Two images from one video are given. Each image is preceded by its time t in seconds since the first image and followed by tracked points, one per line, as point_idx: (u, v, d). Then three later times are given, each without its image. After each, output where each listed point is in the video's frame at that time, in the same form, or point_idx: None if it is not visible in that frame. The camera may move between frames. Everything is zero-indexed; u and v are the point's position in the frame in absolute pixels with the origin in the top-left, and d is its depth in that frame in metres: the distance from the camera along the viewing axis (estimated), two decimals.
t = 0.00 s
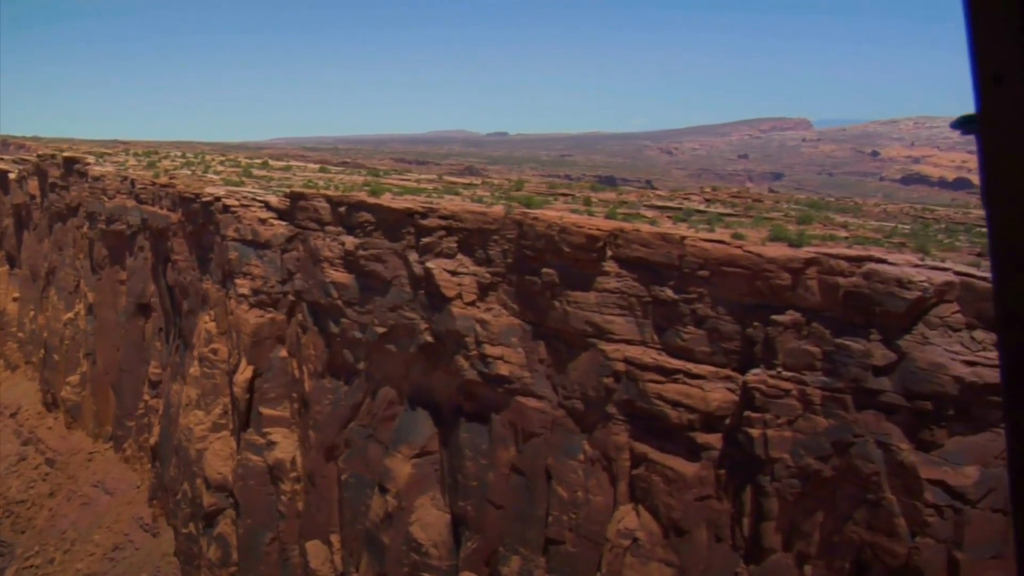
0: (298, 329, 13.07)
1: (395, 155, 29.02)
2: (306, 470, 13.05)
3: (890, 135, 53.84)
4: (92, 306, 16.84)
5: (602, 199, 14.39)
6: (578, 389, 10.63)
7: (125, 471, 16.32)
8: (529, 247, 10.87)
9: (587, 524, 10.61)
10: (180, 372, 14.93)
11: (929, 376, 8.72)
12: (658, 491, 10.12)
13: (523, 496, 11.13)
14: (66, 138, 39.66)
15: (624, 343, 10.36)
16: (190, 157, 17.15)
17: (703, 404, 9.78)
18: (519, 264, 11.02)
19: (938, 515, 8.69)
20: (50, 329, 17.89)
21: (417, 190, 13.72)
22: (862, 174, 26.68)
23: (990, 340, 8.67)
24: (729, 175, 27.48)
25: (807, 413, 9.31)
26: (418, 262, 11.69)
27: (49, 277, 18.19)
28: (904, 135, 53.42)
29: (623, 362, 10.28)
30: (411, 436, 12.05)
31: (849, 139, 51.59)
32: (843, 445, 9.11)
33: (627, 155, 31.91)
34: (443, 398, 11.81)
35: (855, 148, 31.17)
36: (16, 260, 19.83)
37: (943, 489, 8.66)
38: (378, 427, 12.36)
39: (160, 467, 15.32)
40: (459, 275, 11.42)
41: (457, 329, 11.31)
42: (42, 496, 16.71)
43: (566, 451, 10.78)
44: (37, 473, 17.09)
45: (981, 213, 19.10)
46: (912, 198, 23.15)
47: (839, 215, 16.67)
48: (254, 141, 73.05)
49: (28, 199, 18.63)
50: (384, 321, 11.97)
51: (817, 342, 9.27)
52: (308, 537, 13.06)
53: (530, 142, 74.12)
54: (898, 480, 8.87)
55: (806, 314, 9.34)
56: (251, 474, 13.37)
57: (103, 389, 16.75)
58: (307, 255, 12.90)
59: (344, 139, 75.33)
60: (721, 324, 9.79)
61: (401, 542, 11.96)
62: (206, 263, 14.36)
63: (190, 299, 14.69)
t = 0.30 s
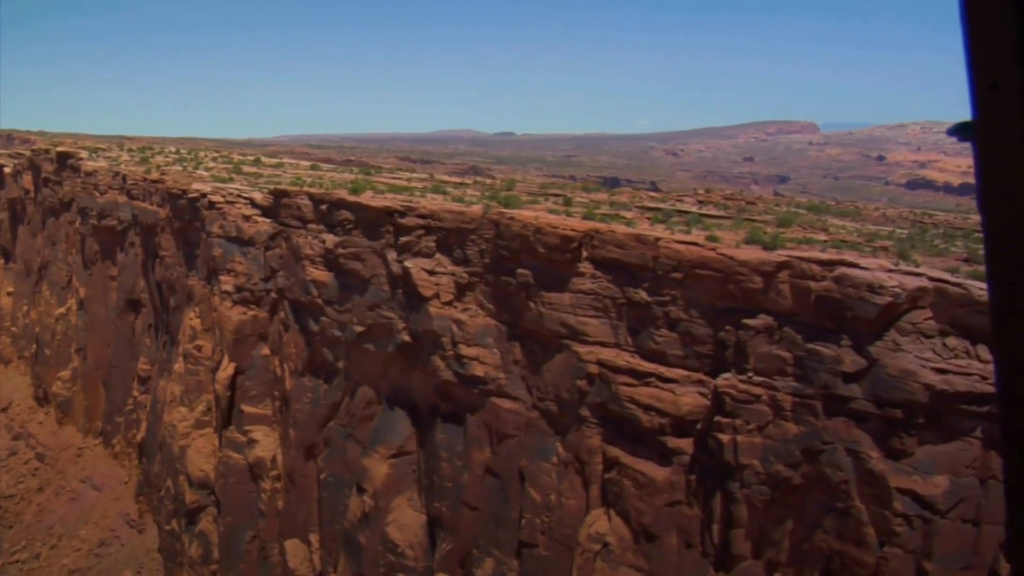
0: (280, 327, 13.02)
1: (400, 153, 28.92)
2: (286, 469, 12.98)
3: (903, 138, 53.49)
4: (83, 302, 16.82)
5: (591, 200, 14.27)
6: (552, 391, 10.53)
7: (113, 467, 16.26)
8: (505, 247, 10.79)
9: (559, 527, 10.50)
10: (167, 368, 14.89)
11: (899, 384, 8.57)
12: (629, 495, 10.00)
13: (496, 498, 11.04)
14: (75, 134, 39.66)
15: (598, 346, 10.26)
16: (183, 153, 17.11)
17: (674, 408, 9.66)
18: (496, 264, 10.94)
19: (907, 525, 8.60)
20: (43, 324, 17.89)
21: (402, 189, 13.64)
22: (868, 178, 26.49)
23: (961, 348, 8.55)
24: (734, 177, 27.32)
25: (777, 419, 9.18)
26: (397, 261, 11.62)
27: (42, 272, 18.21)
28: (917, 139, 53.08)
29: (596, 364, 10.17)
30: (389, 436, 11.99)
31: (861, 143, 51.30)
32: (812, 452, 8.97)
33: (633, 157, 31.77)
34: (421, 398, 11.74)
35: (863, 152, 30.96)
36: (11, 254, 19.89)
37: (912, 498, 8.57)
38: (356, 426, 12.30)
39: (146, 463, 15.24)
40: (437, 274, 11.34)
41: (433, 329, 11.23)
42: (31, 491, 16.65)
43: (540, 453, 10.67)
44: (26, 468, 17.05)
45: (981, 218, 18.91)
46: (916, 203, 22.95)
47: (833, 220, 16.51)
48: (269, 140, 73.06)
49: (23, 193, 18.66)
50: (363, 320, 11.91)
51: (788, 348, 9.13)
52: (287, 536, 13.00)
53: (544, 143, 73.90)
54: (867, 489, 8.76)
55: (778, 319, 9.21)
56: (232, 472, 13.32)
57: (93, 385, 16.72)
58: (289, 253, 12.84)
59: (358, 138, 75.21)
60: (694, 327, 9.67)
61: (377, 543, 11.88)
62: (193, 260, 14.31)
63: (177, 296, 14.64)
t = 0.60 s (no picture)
0: (267, 323, 12.98)
1: (405, 149, 28.86)
2: (273, 465, 12.94)
3: (916, 135, 53.15)
4: (79, 297, 16.84)
5: (582, 197, 14.18)
6: (532, 389, 10.46)
7: (108, 462, 16.18)
8: (486, 243, 10.71)
9: (539, 526, 10.41)
10: (158, 364, 14.89)
11: (875, 383, 8.45)
12: (607, 494, 9.91)
13: (478, 496, 10.97)
14: (86, 129, 39.81)
15: (577, 343, 10.16)
16: (178, 149, 17.11)
17: (652, 407, 9.54)
18: (478, 261, 10.87)
19: (882, 527, 8.49)
20: (39, 319, 17.94)
21: (391, 185, 13.58)
22: (876, 175, 26.29)
23: (939, 347, 8.45)
24: (741, 174, 27.16)
25: (754, 418, 9.06)
26: (380, 257, 11.56)
27: (39, 268, 18.27)
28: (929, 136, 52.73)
29: (575, 362, 10.07)
30: (372, 433, 11.93)
31: (874, 140, 51.02)
32: (788, 452, 8.86)
33: (640, 153, 31.65)
34: (404, 395, 11.68)
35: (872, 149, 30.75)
36: (10, 249, 19.98)
37: (888, 500, 8.45)
38: (341, 423, 12.25)
39: (138, 458, 15.18)
40: (419, 271, 11.29)
41: (415, 326, 11.17)
42: (27, 485, 16.69)
43: (520, 451, 10.60)
44: (23, 463, 17.10)
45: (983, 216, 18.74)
46: (923, 200, 22.75)
47: (830, 218, 16.35)
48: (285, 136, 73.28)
49: (21, 188, 18.73)
50: (347, 317, 11.86)
51: (765, 346, 9.01)
52: (274, 533, 12.97)
53: (559, 140, 73.72)
54: (843, 490, 8.64)
55: (755, 317, 9.08)
56: (219, 467, 13.27)
57: (89, 380, 16.67)
58: (276, 248, 12.80)
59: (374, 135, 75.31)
60: (673, 325, 9.55)
61: (361, 540, 11.83)
62: (184, 255, 14.29)
63: (168, 291, 14.61)
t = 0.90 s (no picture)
0: (252, 320, 12.95)
1: (408, 146, 28.77)
2: (258, 462, 12.86)
3: (926, 131, 52.81)
4: (71, 295, 16.83)
5: (569, 193, 14.08)
6: (509, 386, 10.39)
7: (100, 459, 16.16)
8: (464, 239, 10.64)
9: (516, 525, 10.33)
10: (147, 361, 14.86)
11: (848, 381, 8.31)
12: (582, 492, 9.82)
13: (457, 495, 10.90)
14: (94, 129, 39.86)
15: (553, 340, 10.08)
16: (170, 146, 17.07)
17: (626, 404, 9.44)
18: (456, 257, 10.81)
19: (855, 527, 8.37)
20: (33, 317, 17.96)
21: (377, 181, 13.50)
22: (880, 171, 26.09)
23: (912, 344, 8.34)
24: (745, 170, 27.00)
25: (727, 416, 8.96)
26: (360, 254, 11.50)
27: (34, 265, 18.27)
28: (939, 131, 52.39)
29: (551, 359, 9.99)
30: (354, 430, 11.87)
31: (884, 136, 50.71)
32: (761, 451, 8.75)
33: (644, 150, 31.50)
34: (385, 392, 11.62)
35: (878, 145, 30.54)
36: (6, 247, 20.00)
37: (861, 500, 8.34)
38: (324, 420, 12.19)
39: (127, 456, 15.13)
40: (399, 267, 11.21)
41: (394, 323, 11.10)
42: (20, 483, 16.70)
43: (498, 449, 10.53)
44: (17, 460, 17.10)
45: (983, 213, 18.57)
46: (926, 196, 22.55)
47: (823, 214, 16.21)
48: (297, 134, 73.27)
49: (16, 186, 18.75)
50: (328, 314, 11.80)
51: (738, 343, 8.90)
52: (258, 530, 12.91)
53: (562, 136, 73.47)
54: (816, 490, 8.52)
55: (728, 313, 8.97)
56: (205, 465, 13.20)
57: (82, 378, 16.65)
58: (260, 246, 12.76)
59: (386, 133, 75.23)
60: (647, 322, 9.45)
61: (343, 538, 11.77)
62: (172, 253, 14.24)
63: (157, 288, 14.57)
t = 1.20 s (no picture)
0: (229, 320, 12.88)
1: (404, 145, 28.67)
2: (234, 463, 12.78)
3: (929, 130, 52.60)
4: (56, 294, 16.79)
5: (549, 192, 14.00)
6: (478, 387, 10.31)
7: (83, 459, 16.10)
8: (433, 239, 10.57)
9: (485, 526, 10.23)
10: (127, 360, 14.81)
11: (810, 382, 8.20)
12: (549, 494, 9.73)
13: (427, 496, 10.82)
14: (95, 130, 39.94)
15: (521, 340, 9.99)
16: (155, 146, 17.02)
17: (592, 405, 9.36)
18: (426, 257, 10.73)
19: (818, 530, 8.24)
20: (19, 317, 17.94)
21: (355, 180, 13.43)
22: (876, 171, 25.97)
23: (877, 344, 8.22)
24: (742, 170, 26.88)
25: (691, 417, 8.87)
26: (333, 254, 11.43)
27: (20, 265, 18.23)
28: (941, 131, 52.17)
29: (519, 359, 9.90)
30: (327, 431, 11.81)
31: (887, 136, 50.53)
32: (724, 453, 8.64)
33: (640, 150, 31.38)
34: (358, 393, 11.54)
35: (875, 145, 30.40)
36: None
37: (824, 503, 8.22)
38: (298, 421, 12.12)
39: (108, 456, 15.06)
40: (370, 267, 11.14)
41: (366, 322, 11.03)
42: (4, 484, 16.65)
43: (467, 450, 10.45)
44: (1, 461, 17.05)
45: (975, 213, 18.45)
46: (922, 196, 22.41)
47: (808, 215, 16.12)
48: (301, 135, 73.34)
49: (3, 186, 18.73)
50: (301, 314, 11.74)
51: (702, 343, 8.80)
52: (234, 531, 12.84)
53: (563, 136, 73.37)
54: (779, 492, 8.41)
55: (693, 313, 8.88)
56: (181, 466, 13.10)
57: (65, 378, 16.61)
58: (235, 245, 12.70)
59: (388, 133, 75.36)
60: (613, 322, 9.36)
61: (317, 539, 11.69)
62: (151, 252, 14.15)
63: (137, 288, 14.50)
